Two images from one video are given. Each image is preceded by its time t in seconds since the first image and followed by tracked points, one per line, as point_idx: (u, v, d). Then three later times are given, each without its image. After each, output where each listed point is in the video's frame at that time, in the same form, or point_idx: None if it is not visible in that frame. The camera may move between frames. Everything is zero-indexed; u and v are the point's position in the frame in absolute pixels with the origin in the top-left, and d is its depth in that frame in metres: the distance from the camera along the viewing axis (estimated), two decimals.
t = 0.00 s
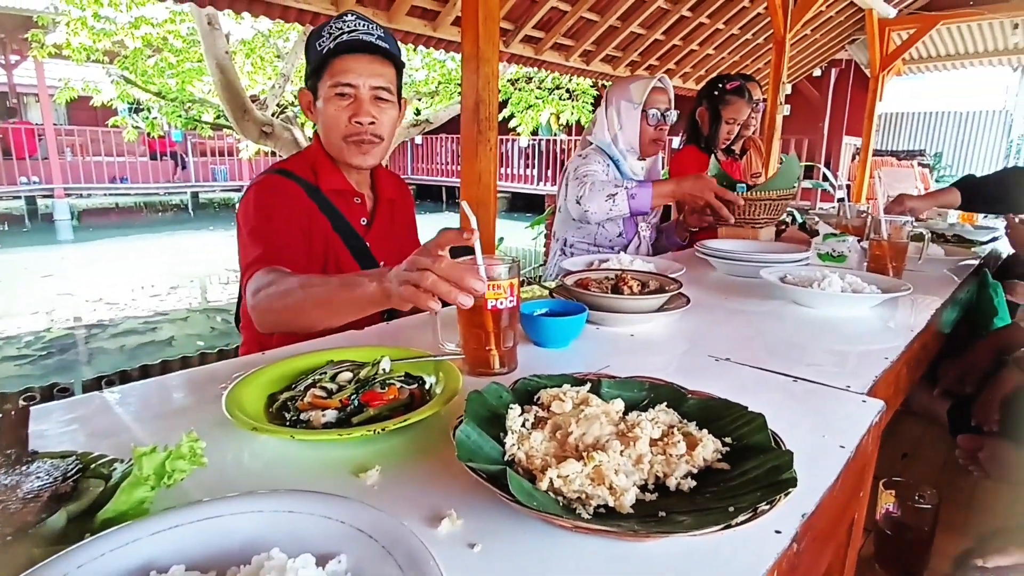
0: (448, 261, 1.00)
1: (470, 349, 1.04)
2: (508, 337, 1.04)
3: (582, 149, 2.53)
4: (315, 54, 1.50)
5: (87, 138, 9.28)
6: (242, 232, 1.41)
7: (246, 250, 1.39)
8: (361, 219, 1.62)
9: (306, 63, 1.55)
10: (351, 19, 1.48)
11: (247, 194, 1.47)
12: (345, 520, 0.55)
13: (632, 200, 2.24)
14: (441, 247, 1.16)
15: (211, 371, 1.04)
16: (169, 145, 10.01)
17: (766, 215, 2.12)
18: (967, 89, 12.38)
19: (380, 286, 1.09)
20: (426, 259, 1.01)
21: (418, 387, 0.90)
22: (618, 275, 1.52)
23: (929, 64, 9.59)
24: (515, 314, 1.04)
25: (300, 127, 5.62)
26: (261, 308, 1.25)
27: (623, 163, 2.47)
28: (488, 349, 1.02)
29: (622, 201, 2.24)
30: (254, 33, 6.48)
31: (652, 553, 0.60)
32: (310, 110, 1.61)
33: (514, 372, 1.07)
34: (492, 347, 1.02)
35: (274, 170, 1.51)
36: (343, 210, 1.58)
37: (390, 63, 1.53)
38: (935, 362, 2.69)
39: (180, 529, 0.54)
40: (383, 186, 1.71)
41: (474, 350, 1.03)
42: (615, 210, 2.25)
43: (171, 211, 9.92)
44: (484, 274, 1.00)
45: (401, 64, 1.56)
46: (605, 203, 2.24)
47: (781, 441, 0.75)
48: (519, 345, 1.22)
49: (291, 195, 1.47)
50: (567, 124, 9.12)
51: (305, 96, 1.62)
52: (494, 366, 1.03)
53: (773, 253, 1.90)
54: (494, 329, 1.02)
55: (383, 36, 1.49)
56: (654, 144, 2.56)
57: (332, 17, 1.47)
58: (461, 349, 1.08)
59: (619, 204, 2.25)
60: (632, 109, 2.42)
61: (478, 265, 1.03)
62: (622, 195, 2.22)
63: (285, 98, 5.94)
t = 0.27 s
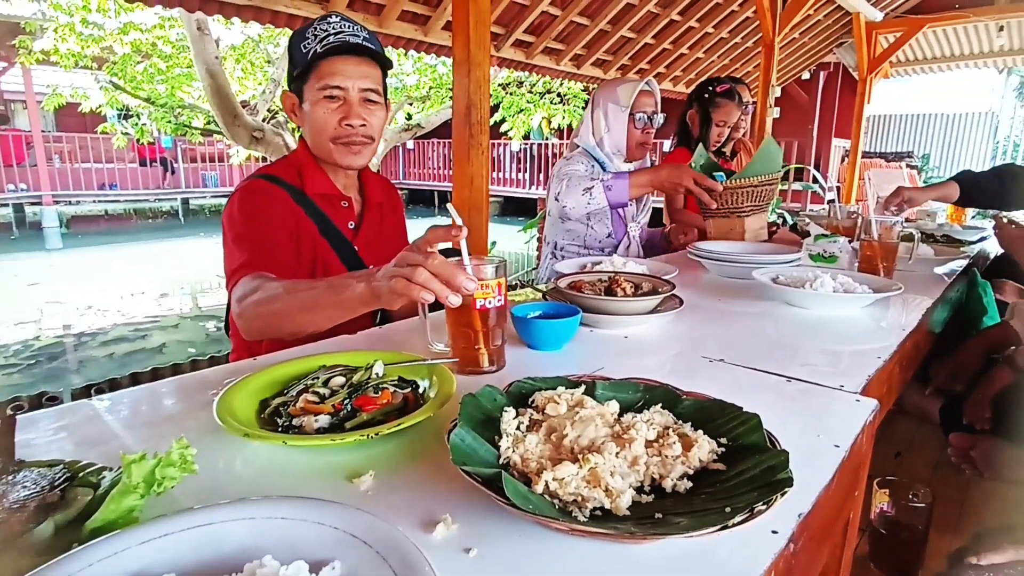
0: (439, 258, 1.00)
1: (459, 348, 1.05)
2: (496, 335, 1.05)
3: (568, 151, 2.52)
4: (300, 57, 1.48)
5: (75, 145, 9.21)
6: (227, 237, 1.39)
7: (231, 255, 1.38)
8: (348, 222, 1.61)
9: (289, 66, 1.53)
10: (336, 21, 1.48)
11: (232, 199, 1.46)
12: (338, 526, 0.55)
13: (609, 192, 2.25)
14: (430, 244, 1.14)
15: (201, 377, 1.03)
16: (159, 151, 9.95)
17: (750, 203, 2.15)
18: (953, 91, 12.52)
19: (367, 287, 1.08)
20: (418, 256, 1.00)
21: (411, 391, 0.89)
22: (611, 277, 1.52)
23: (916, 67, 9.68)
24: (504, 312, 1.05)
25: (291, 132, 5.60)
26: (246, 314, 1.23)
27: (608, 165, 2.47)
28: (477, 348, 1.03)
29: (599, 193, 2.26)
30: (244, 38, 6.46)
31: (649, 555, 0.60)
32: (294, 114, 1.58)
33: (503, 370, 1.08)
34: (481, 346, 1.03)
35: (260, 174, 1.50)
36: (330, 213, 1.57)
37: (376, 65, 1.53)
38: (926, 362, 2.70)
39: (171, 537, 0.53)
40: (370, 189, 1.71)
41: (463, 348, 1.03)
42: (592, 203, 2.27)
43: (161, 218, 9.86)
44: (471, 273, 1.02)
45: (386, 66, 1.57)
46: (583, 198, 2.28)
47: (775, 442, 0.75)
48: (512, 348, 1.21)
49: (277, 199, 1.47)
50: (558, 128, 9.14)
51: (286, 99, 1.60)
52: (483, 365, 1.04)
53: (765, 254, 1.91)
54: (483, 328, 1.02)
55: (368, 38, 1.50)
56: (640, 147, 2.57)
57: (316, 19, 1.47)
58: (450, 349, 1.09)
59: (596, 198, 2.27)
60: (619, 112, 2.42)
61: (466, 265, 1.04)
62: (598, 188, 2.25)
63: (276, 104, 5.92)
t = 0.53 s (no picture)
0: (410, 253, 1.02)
1: (427, 337, 1.12)
2: (464, 325, 1.13)
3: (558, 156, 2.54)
4: (295, 61, 1.46)
5: (60, 151, 9.11)
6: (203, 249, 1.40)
7: (206, 267, 1.38)
8: (335, 229, 1.60)
9: (280, 71, 1.49)
10: (331, 27, 1.49)
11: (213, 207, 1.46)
12: (331, 533, 0.54)
13: (587, 187, 2.15)
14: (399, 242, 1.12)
15: (188, 385, 1.01)
16: (145, 158, 9.87)
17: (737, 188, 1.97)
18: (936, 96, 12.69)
19: (336, 286, 1.09)
20: (389, 253, 1.02)
21: (402, 397, 0.89)
22: (602, 280, 1.52)
23: (900, 72, 9.81)
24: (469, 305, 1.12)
25: (279, 138, 5.57)
26: (212, 322, 1.22)
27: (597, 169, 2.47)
28: (445, 338, 1.11)
29: (578, 189, 2.18)
30: (232, 44, 6.43)
31: (645, 558, 0.59)
32: (284, 119, 1.55)
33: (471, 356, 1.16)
34: (449, 336, 1.11)
35: (244, 181, 1.49)
36: (315, 220, 1.55)
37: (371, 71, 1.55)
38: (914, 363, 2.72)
39: (160, 546, 0.52)
40: (358, 194, 1.70)
41: (431, 338, 1.11)
42: (572, 200, 2.20)
43: (147, 225, 9.77)
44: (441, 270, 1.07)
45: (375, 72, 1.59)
46: (563, 197, 2.22)
47: (769, 442, 0.75)
48: (504, 352, 1.21)
49: (257, 207, 1.46)
50: (547, 133, 9.18)
51: (272, 103, 1.55)
52: (452, 353, 1.13)
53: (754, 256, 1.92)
54: (450, 320, 1.10)
55: (361, 44, 1.52)
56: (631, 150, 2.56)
57: (311, 23, 1.46)
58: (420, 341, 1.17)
59: (575, 195, 2.20)
60: (612, 116, 2.43)
61: (432, 261, 1.08)
62: (576, 185, 2.18)
63: (264, 110, 5.90)
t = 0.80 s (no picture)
0: (385, 255, 1.03)
1: (401, 333, 1.17)
2: (436, 320, 1.18)
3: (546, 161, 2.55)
4: (284, 66, 1.45)
5: (38, 158, 8.97)
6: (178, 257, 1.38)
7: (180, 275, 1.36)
8: (318, 236, 1.59)
9: (266, 75, 1.48)
10: (321, 33, 1.49)
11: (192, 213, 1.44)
12: (316, 542, 0.53)
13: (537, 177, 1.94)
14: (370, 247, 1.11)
15: (170, 393, 1.00)
16: (125, 164, 9.74)
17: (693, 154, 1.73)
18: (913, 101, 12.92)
19: (309, 290, 1.09)
20: (363, 255, 1.03)
21: (389, 403, 0.88)
22: (588, 284, 1.52)
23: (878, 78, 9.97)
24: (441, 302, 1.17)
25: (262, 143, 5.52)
26: (179, 331, 1.21)
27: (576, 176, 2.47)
28: (418, 334, 1.17)
29: (530, 181, 1.95)
30: (213, 49, 6.38)
31: (635, 562, 0.59)
32: (269, 124, 1.52)
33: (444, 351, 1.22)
34: (423, 332, 1.17)
35: (226, 188, 1.48)
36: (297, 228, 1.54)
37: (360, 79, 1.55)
38: (896, 364, 2.76)
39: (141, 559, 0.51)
40: (342, 201, 1.69)
41: (405, 335, 1.16)
42: (527, 194, 1.99)
43: (127, 232, 9.64)
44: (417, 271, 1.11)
45: (361, 81, 1.59)
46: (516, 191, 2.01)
47: (756, 444, 0.76)
48: (491, 356, 1.21)
49: (237, 215, 1.44)
50: (532, 138, 9.21)
51: (257, 108, 1.52)
52: (425, 348, 1.18)
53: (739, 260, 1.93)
54: (422, 317, 1.15)
55: (350, 52, 1.53)
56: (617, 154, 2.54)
57: (301, 29, 1.46)
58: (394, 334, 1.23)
59: (529, 187, 1.98)
60: (599, 121, 2.40)
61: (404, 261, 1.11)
62: (526, 176, 1.95)
63: (247, 115, 5.85)
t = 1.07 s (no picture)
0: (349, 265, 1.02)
1: (379, 336, 1.16)
2: (415, 323, 1.17)
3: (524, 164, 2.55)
4: (265, 67, 1.42)
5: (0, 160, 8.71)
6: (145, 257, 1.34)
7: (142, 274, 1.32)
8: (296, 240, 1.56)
9: (246, 75, 1.44)
10: (305, 36, 1.47)
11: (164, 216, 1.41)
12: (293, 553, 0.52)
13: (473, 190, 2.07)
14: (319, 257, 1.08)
15: (139, 401, 0.97)
16: (92, 166, 9.50)
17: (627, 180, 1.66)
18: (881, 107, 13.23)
19: (259, 295, 1.06)
20: (323, 263, 1.01)
21: (367, 409, 0.87)
22: (568, 287, 1.52)
23: (848, 84, 10.19)
24: (418, 306, 1.16)
25: (236, 146, 5.43)
26: (128, 335, 1.17)
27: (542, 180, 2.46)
28: (397, 337, 1.15)
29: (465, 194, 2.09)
30: (185, 50, 6.28)
31: (618, 565, 0.59)
32: (247, 124, 1.49)
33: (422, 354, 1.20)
34: (401, 336, 1.15)
35: (200, 191, 1.46)
36: (273, 232, 1.51)
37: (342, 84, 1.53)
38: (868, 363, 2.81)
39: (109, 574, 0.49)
40: (320, 204, 1.66)
41: (383, 338, 1.15)
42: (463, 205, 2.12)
43: (95, 236, 9.41)
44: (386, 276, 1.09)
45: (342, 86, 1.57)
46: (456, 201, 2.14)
47: (736, 444, 0.76)
48: (470, 360, 1.20)
49: (210, 219, 1.42)
50: (510, 141, 9.22)
51: (235, 107, 1.49)
52: (403, 352, 1.16)
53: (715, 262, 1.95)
54: (400, 320, 1.14)
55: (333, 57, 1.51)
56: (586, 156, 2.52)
57: (284, 30, 1.43)
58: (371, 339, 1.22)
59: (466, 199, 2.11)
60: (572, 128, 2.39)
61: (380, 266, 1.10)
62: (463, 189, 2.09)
63: (220, 117, 5.76)
